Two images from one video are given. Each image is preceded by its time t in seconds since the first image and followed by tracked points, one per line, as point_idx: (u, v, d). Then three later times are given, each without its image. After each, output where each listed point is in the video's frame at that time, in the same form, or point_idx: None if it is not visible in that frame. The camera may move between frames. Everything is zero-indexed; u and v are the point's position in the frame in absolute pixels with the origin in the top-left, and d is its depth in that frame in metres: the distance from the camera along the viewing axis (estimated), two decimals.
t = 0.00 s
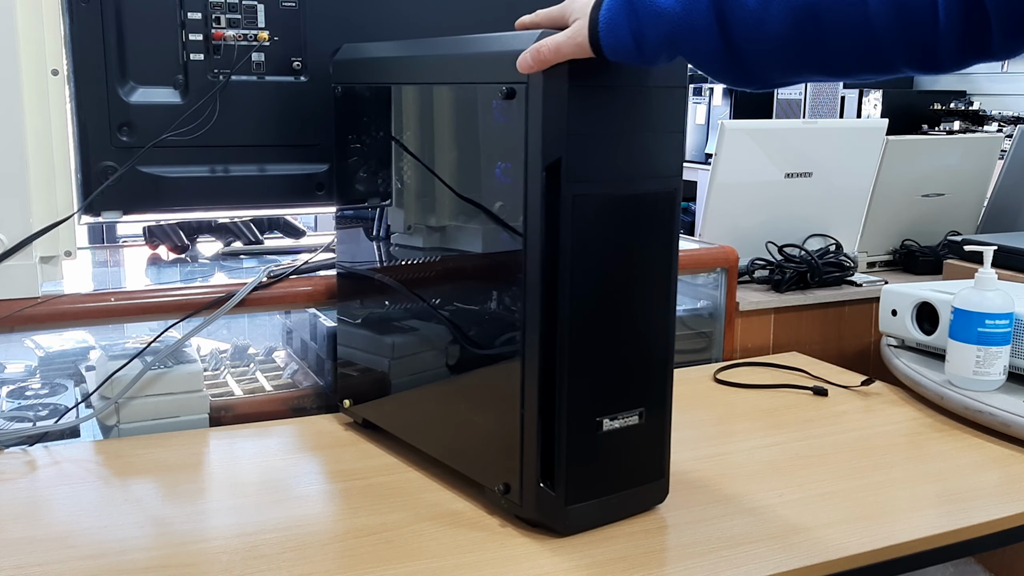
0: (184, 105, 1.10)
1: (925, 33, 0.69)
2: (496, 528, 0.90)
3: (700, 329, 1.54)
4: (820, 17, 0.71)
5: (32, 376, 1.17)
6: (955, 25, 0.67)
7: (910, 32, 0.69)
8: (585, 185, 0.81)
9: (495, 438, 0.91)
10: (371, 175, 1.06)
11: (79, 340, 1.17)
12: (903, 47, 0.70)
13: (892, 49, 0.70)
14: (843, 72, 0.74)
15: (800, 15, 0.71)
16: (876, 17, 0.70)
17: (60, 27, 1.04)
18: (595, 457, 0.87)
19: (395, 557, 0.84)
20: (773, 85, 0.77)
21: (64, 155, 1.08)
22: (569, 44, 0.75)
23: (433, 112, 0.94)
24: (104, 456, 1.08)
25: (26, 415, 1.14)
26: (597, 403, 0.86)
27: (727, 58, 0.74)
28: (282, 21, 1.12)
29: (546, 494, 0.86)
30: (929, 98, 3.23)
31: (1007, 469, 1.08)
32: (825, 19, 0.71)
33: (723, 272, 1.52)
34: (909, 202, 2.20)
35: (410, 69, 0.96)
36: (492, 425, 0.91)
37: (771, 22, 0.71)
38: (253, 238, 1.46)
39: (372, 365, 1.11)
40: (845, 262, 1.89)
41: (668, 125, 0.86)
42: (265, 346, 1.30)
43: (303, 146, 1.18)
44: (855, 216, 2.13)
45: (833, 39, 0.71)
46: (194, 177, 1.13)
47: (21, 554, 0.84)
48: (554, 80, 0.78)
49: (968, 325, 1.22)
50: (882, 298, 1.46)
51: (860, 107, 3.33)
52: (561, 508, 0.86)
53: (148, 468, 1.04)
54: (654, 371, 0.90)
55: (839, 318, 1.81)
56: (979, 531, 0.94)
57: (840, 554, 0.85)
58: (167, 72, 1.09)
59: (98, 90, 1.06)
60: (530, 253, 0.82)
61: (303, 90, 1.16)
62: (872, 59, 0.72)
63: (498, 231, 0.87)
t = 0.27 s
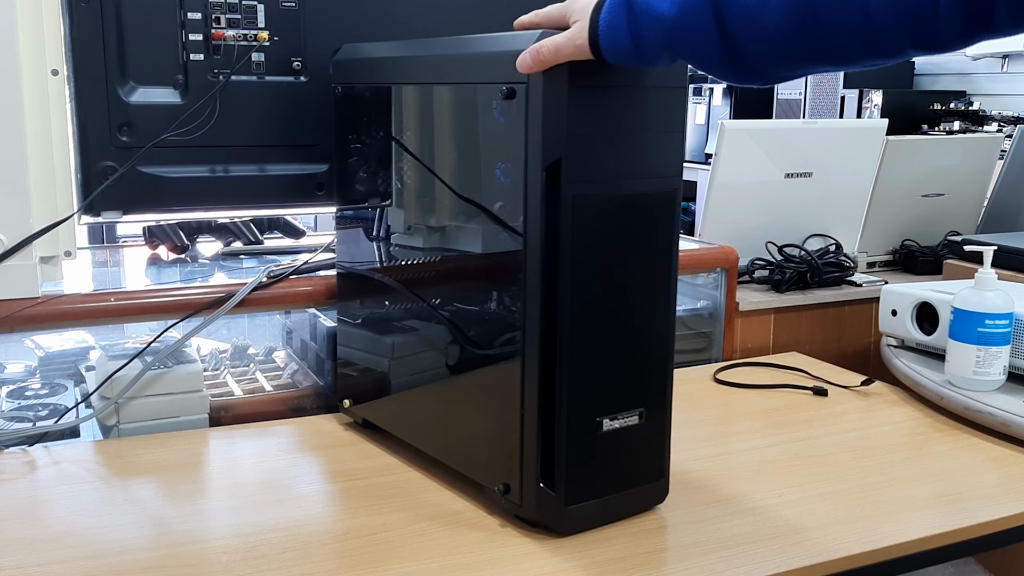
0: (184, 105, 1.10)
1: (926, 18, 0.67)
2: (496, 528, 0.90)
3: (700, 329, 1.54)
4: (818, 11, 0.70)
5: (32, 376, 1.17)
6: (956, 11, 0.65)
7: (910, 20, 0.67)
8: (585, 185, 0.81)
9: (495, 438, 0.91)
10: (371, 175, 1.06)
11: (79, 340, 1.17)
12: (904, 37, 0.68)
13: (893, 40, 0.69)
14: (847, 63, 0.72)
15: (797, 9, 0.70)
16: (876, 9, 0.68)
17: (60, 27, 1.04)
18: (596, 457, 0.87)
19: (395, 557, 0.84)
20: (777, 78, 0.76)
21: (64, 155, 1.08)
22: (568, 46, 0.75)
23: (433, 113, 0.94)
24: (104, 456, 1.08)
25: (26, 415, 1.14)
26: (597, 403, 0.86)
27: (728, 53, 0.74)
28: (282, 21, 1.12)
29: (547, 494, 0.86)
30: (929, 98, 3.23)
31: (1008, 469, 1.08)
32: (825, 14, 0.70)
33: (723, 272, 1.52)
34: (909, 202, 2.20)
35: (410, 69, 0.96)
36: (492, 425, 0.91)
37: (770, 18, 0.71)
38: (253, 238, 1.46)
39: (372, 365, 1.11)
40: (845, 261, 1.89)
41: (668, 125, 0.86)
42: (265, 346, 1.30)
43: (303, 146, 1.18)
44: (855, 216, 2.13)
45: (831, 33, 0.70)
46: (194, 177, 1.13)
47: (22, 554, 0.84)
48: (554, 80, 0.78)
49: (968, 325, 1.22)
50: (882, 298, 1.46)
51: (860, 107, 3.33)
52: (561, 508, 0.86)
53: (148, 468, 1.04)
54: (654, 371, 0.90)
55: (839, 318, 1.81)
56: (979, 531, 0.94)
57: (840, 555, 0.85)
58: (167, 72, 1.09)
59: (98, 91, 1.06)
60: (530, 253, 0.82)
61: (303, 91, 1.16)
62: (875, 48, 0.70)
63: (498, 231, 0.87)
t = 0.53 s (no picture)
0: (184, 105, 1.10)
1: None
2: (496, 528, 0.90)
3: (700, 329, 1.54)
4: None
5: (32, 376, 1.17)
6: None
7: None
8: (585, 185, 0.81)
9: (495, 438, 0.91)
10: (371, 175, 1.06)
11: (79, 340, 1.17)
12: None
13: None
14: None
15: None
16: None
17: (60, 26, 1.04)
18: (596, 456, 0.87)
19: (395, 557, 0.84)
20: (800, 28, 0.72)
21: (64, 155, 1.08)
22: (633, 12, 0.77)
23: (433, 112, 0.94)
24: (104, 456, 1.08)
25: (25, 415, 1.14)
26: (597, 403, 0.86)
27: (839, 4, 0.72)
28: (282, 21, 1.12)
29: (547, 494, 0.86)
30: (929, 98, 3.23)
31: (1007, 469, 1.08)
32: None
33: (723, 272, 1.52)
34: (909, 202, 2.20)
35: (410, 69, 0.96)
36: (492, 425, 0.91)
37: None
38: (253, 238, 1.46)
39: (372, 365, 1.11)
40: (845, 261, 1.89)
41: (668, 125, 0.86)
42: (265, 345, 1.30)
43: (303, 146, 1.18)
44: (855, 216, 2.13)
45: None
46: (194, 177, 1.13)
47: (21, 554, 0.84)
48: (553, 80, 0.78)
49: (968, 325, 1.22)
50: (882, 298, 1.46)
51: (860, 107, 3.33)
52: (561, 508, 0.86)
53: (148, 468, 1.04)
54: (654, 371, 0.90)
55: (839, 318, 1.81)
56: (979, 531, 0.94)
57: (840, 554, 0.85)
58: (167, 72, 1.09)
59: (98, 90, 1.06)
60: (530, 253, 0.82)
61: (303, 91, 1.16)
62: None
63: (497, 231, 0.87)
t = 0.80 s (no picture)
0: (184, 105, 1.10)
1: None
2: (497, 528, 0.90)
3: (700, 329, 1.54)
4: None
5: (32, 376, 1.17)
6: None
7: None
8: (585, 185, 0.81)
9: (495, 437, 0.91)
10: (371, 175, 1.06)
11: (79, 340, 1.17)
12: None
13: None
14: None
15: None
16: None
17: (60, 25, 1.04)
18: (596, 456, 0.87)
19: (395, 556, 0.84)
20: None
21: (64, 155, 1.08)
22: None
23: (433, 112, 0.94)
24: (104, 456, 1.08)
25: (25, 415, 1.14)
26: (597, 403, 0.86)
27: None
28: (282, 21, 1.12)
29: (547, 494, 0.86)
30: (929, 98, 3.23)
31: (1007, 469, 1.08)
32: None
33: (723, 272, 1.52)
34: (909, 202, 2.20)
35: (410, 69, 0.96)
36: (492, 425, 0.91)
37: None
38: (253, 238, 1.46)
39: (372, 365, 1.11)
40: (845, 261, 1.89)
41: (668, 125, 0.86)
42: (265, 346, 1.30)
43: (303, 146, 1.18)
44: (855, 216, 2.13)
45: None
46: (194, 177, 1.13)
47: (21, 554, 0.84)
48: (553, 80, 0.78)
49: (968, 325, 1.22)
50: (882, 298, 1.46)
51: (860, 107, 3.32)
52: (561, 508, 0.86)
53: (148, 468, 1.04)
54: (654, 371, 0.90)
55: (839, 318, 1.81)
56: (978, 531, 0.94)
57: (839, 554, 0.85)
58: (167, 73, 1.09)
59: (98, 90, 1.06)
60: (530, 253, 0.82)
61: (304, 91, 1.16)
62: None
63: (497, 231, 0.87)
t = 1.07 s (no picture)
0: (184, 105, 1.10)
1: None
2: (496, 528, 0.90)
3: (700, 329, 1.54)
4: None
5: (32, 376, 1.16)
6: None
7: None
8: (585, 185, 0.81)
9: (496, 437, 0.91)
10: (371, 175, 1.06)
11: (79, 340, 1.16)
12: None
13: None
14: None
15: None
16: None
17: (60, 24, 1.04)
18: (596, 456, 0.87)
19: (395, 556, 0.84)
20: None
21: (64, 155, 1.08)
22: None
23: (433, 112, 0.94)
24: (104, 456, 1.08)
25: (26, 415, 1.14)
26: (597, 403, 0.86)
27: None
28: (282, 21, 1.12)
29: (546, 494, 0.86)
30: (929, 98, 3.23)
31: (1007, 469, 1.08)
32: None
33: (723, 272, 1.52)
34: (909, 203, 2.20)
35: (410, 69, 0.96)
36: (492, 425, 0.91)
37: None
38: (253, 238, 1.46)
39: (372, 365, 1.11)
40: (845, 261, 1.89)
41: (668, 125, 0.86)
42: (265, 346, 1.30)
43: (303, 146, 1.18)
44: (855, 216, 2.13)
45: None
46: (194, 177, 1.13)
47: (21, 554, 0.84)
48: (553, 80, 0.78)
49: (968, 325, 1.22)
50: (882, 298, 1.46)
51: (860, 107, 3.32)
52: (561, 508, 0.86)
53: (148, 468, 1.04)
54: (654, 371, 0.90)
55: (839, 319, 1.81)
56: (979, 531, 0.94)
57: (839, 554, 0.85)
58: (167, 73, 1.09)
59: (99, 90, 1.06)
60: (530, 253, 0.82)
61: (304, 91, 1.16)
62: None
63: (497, 231, 0.87)
